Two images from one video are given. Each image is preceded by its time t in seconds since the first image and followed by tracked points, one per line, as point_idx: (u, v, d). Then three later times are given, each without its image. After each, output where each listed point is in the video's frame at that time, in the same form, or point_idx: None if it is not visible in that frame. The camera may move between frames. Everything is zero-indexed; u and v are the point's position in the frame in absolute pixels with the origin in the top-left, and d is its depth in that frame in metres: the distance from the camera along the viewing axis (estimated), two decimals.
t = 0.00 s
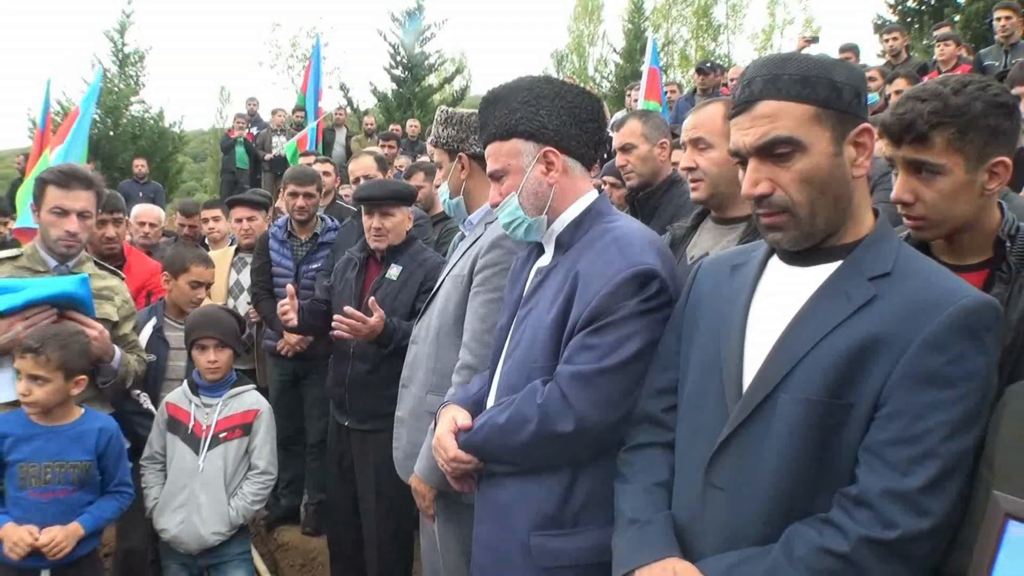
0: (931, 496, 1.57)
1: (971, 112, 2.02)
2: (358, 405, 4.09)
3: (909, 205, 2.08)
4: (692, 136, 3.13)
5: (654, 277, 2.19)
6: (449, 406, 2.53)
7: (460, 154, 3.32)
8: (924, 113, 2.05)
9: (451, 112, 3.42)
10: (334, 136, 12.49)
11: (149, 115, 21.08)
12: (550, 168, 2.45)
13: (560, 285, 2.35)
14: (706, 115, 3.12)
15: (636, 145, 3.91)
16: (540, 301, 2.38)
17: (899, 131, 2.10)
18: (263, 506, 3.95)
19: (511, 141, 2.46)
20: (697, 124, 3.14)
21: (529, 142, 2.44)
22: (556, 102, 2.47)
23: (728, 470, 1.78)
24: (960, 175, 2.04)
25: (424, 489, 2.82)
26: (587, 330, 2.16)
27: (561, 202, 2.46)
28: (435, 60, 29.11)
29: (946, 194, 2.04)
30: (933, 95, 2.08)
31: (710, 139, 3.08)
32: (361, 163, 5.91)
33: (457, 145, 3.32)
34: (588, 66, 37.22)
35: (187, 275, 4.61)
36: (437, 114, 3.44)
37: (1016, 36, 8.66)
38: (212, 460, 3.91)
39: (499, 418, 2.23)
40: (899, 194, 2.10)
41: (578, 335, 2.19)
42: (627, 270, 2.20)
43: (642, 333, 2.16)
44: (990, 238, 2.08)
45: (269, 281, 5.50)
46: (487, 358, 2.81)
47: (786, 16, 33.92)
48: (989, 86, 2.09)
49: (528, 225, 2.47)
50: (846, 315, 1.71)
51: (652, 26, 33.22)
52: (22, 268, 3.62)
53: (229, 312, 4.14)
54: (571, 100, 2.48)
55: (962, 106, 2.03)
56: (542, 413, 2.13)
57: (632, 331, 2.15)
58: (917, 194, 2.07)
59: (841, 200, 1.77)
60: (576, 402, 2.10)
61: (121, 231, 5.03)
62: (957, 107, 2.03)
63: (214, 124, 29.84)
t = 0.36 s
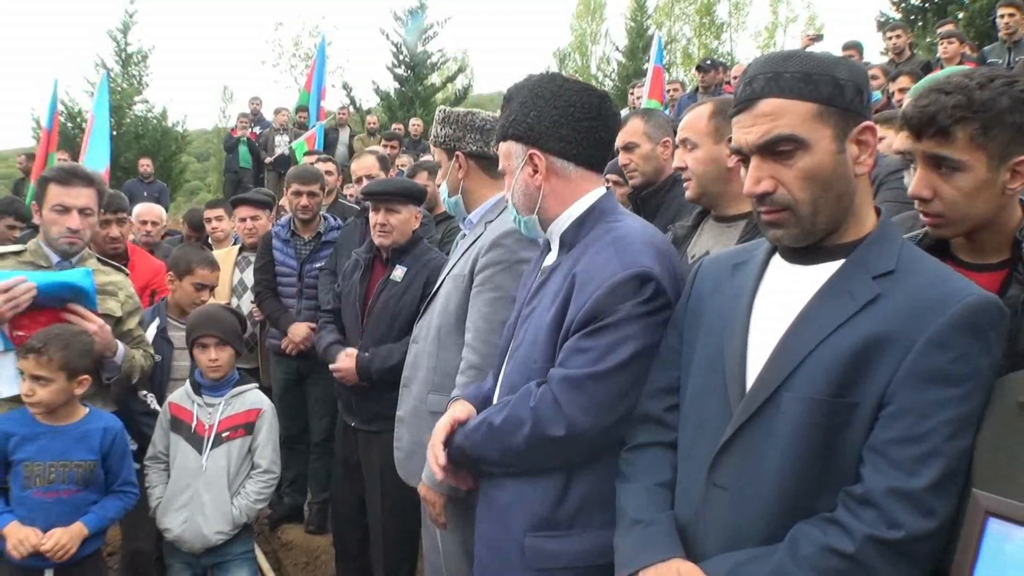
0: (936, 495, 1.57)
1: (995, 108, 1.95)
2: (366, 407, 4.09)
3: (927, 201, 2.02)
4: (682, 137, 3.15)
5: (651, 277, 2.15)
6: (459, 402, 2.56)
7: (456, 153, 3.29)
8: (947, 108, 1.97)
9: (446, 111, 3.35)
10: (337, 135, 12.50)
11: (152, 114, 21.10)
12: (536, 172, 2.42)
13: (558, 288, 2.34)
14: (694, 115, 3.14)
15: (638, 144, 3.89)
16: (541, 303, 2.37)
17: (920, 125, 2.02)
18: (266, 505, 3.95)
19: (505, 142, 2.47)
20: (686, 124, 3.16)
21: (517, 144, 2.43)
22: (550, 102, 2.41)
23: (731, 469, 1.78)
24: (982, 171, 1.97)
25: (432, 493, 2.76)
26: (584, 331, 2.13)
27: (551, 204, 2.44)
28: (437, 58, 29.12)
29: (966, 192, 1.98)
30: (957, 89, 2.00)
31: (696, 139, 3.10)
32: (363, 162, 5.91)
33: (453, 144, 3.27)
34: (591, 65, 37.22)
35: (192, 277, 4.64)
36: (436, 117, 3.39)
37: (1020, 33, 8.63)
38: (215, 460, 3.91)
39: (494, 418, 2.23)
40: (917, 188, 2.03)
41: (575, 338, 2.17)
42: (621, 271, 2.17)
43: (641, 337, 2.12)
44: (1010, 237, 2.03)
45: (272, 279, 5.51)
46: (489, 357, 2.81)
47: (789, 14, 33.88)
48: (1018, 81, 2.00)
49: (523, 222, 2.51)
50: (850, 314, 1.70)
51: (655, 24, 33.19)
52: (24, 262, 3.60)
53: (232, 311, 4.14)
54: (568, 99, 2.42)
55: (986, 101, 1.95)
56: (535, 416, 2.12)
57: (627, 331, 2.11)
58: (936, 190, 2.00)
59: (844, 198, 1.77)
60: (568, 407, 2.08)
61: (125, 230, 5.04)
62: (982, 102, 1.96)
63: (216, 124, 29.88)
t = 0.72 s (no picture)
0: (938, 495, 1.57)
1: None
2: (369, 407, 4.09)
3: (959, 194, 1.94)
4: (684, 135, 3.15)
5: (647, 282, 2.10)
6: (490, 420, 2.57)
7: (464, 148, 3.30)
8: (976, 97, 1.90)
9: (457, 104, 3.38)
10: (340, 134, 12.51)
11: (156, 114, 21.15)
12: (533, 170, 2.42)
13: (552, 293, 2.31)
14: (697, 111, 3.14)
15: (642, 143, 3.88)
16: (535, 309, 2.35)
17: (950, 116, 1.95)
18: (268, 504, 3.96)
19: (502, 142, 2.49)
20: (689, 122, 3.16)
21: (513, 142, 2.44)
22: (546, 100, 2.40)
23: (732, 469, 1.77)
24: (1016, 161, 1.87)
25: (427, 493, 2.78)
26: (589, 346, 2.06)
27: (547, 204, 2.43)
28: (441, 58, 29.12)
29: (999, 183, 1.88)
30: (989, 78, 1.93)
31: (700, 137, 3.11)
32: (366, 162, 5.91)
33: (461, 139, 3.28)
34: (594, 64, 37.21)
35: (193, 278, 4.65)
36: (444, 108, 3.40)
37: None
38: (218, 459, 3.92)
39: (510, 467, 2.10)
40: (950, 181, 1.96)
41: (578, 351, 2.10)
42: (613, 276, 2.11)
43: (646, 348, 2.07)
44: None
45: (276, 279, 5.53)
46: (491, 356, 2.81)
47: (793, 13, 33.84)
48: None
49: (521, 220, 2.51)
50: (852, 313, 1.70)
51: (658, 23, 33.16)
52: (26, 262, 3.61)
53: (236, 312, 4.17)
54: (564, 97, 2.40)
55: (1018, 88, 1.87)
56: (565, 452, 2.01)
57: (636, 348, 2.06)
58: (968, 182, 1.92)
59: (845, 196, 1.77)
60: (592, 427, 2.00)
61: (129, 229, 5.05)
62: (1013, 90, 1.87)
63: (220, 123, 29.92)
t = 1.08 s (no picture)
0: (938, 498, 1.57)
1: None
2: (373, 406, 4.10)
3: (979, 193, 1.94)
4: (689, 133, 3.15)
5: (625, 291, 2.07)
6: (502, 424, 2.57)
7: (470, 143, 3.29)
8: (991, 94, 1.90)
9: (465, 98, 3.38)
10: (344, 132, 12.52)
11: (159, 113, 21.17)
12: (532, 164, 2.43)
13: (536, 300, 2.32)
14: (702, 109, 3.13)
15: (643, 143, 3.89)
16: (523, 314, 2.36)
17: (967, 114, 1.96)
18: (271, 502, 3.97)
19: (508, 132, 2.50)
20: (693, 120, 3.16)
21: (518, 133, 2.45)
22: (553, 95, 2.39)
23: (734, 469, 1.78)
24: None
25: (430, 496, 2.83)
26: (576, 361, 2.04)
27: (546, 198, 2.44)
28: (444, 57, 29.10)
29: (1017, 181, 1.88)
30: (1005, 74, 1.92)
31: (705, 135, 3.10)
32: (369, 162, 5.91)
33: (468, 134, 3.29)
34: (597, 63, 37.21)
35: (195, 276, 4.65)
36: (449, 100, 3.41)
37: None
38: (221, 457, 3.93)
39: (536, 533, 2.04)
40: (970, 180, 1.96)
41: (556, 361, 2.10)
42: (587, 284, 2.09)
43: (633, 371, 2.03)
44: None
45: (280, 278, 5.54)
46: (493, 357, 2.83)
47: (796, 12, 33.80)
48: None
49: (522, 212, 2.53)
50: (853, 312, 1.70)
51: (662, 22, 33.12)
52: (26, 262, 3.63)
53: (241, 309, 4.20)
54: (571, 92, 2.39)
55: None
56: (574, 493, 1.99)
57: (623, 369, 2.02)
58: (987, 180, 1.92)
59: (804, 193, 1.80)
60: (587, 446, 1.98)
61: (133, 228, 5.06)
62: None
63: (222, 122, 29.92)
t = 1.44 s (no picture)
0: (922, 501, 1.56)
1: None
2: (373, 404, 4.11)
3: (969, 191, 1.93)
4: (694, 132, 3.15)
5: (629, 299, 2.06)
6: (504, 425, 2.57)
7: (470, 141, 3.30)
8: (980, 94, 1.90)
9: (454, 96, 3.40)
10: (349, 131, 12.52)
11: (164, 111, 21.21)
12: (538, 165, 2.42)
13: (539, 305, 2.31)
14: (708, 108, 3.14)
15: (648, 150, 3.87)
16: (526, 320, 2.36)
17: (956, 114, 1.96)
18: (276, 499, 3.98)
19: (507, 133, 2.48)
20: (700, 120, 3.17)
21: (518, 134, 2.44)
22: (554, 94, 2.38)
23: (731, 467, 1.78)
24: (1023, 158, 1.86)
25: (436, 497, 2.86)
26: (583, 371, 2.03)
27: (550, 200, 2.44)
28: (447, 56, 29.09)
29: (1007, 179, 1.88)
30: (994, 75, 1.92)
31: (712, 134, 3.11)
32: (372, 161, 5.92)
33: (467, 132, 3.29)
34: (601, 62, 37.17)
35: (195, 273, 4.63)
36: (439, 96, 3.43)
37: None
38: (226, 455, 3.94)
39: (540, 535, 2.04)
40: (960, 178, 1.96)
41: (560, 370, 2.09)
42: (590, 292, 2.08)
43: (636, 378, 2.03)
44: None
45: (283, 276, 5.53)
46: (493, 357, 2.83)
47: (800, 12, 33.73)
48: None
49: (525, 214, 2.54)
50: (847, 312, 1.69)
51: (666, 21, 33.07)
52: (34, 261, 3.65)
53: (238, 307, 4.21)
54: (571, 89, 2.38)
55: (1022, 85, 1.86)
56: (576, 501, 1.99)
57: (624, 376, 2.01)
58: (977, 179, 1.92)
59: (797, 190, 1.80)
60: (590, 455, 1.98)
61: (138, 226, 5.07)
62: (1017, 86, 1.86)
63: (227, 120, 29.97)
